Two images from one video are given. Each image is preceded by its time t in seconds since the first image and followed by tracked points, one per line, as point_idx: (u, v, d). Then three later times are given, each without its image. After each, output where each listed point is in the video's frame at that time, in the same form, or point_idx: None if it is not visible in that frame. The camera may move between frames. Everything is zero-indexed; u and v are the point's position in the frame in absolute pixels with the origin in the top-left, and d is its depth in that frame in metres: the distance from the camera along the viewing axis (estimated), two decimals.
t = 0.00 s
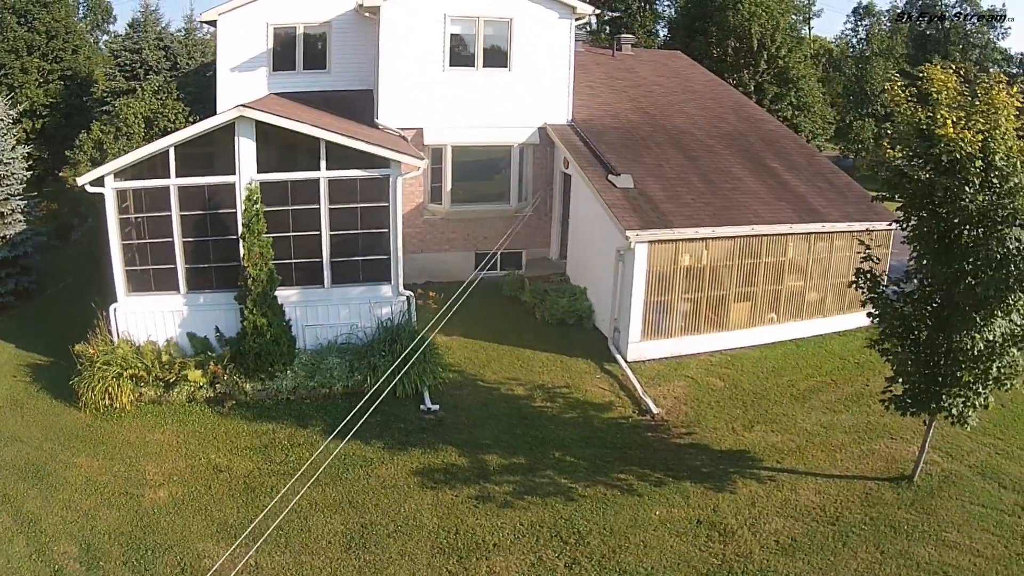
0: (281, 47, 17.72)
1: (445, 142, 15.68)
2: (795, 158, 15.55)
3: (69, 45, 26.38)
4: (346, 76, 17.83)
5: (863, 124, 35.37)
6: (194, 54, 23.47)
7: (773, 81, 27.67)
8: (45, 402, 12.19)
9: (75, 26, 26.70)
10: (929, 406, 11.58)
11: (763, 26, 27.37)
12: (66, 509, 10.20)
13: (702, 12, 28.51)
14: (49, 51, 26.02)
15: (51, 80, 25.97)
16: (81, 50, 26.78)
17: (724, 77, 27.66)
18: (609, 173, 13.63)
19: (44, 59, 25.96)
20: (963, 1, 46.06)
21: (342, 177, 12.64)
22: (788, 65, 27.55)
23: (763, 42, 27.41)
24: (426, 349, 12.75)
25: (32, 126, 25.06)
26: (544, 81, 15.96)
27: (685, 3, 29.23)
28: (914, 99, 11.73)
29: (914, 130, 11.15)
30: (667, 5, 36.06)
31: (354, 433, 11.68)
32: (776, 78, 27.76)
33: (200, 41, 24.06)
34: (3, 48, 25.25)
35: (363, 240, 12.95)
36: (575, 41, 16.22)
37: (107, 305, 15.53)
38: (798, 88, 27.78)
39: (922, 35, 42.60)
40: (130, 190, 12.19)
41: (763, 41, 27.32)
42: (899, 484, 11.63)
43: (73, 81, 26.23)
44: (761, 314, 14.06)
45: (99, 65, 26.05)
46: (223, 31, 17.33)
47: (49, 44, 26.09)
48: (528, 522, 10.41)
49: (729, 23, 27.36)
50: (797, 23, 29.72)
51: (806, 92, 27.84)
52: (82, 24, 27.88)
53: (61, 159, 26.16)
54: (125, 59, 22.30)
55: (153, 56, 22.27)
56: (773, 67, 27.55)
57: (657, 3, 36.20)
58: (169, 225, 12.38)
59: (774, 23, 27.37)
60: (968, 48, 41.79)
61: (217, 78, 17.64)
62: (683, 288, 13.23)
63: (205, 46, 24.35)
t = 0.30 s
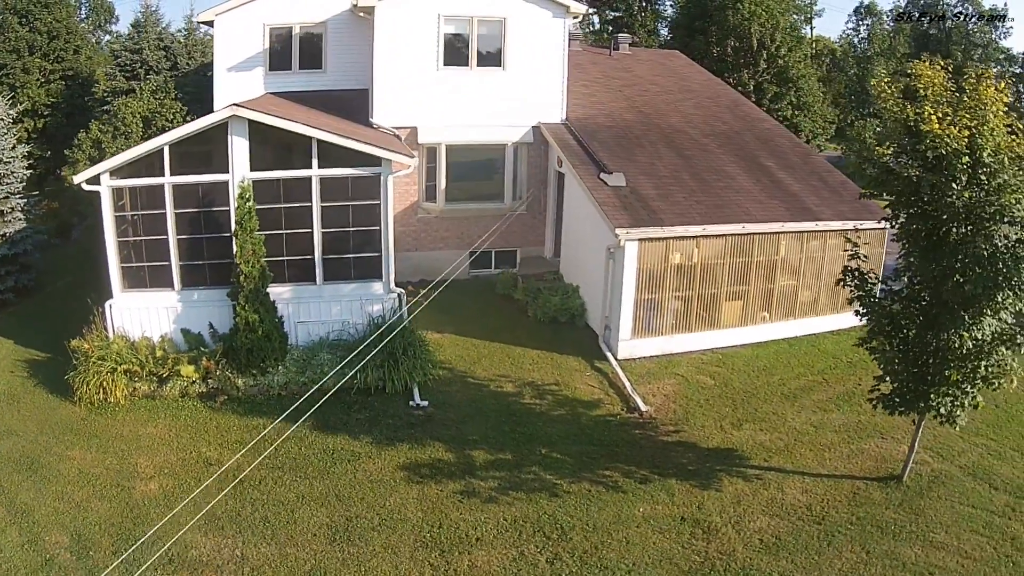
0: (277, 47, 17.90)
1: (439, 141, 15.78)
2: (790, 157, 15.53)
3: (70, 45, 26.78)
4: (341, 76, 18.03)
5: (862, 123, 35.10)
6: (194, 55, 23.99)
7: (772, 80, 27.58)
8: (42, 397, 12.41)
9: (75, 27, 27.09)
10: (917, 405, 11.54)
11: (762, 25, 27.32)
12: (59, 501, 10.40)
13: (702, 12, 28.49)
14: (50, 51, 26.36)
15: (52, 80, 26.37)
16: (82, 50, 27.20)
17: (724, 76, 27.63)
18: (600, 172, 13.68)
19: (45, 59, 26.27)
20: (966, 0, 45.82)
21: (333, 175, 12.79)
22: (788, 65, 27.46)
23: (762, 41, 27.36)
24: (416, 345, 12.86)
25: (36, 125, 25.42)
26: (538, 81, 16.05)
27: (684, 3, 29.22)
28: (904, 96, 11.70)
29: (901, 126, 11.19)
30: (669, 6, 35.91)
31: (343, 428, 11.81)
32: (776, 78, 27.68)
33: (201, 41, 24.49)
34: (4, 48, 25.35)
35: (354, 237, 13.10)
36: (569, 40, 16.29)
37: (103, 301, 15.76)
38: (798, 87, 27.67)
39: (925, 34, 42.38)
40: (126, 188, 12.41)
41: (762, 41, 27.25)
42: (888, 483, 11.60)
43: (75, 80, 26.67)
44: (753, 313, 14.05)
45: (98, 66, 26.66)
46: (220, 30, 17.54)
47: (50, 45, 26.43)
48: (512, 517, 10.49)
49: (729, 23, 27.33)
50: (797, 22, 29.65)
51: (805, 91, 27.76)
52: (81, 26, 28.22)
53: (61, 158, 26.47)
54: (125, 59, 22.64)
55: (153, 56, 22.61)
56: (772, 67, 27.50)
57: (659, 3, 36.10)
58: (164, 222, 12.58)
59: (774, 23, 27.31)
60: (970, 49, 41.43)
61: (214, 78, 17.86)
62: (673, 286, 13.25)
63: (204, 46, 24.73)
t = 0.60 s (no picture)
0: (271, 47, 18.08)
1: (432, 140, 15.92)
2: (784, 156, 15.52)
3: (71, 45, 26.68)
4: (336, 75, 18.22)
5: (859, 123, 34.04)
6: (194, 54, 23.92)
7: (770, 80, 27.52)
8: (38, 392, 12.60)
9: (76, 27, 26.98)
10: (905, 404, 11.50)
11: (761, 25, 27.25)
12: (52, 493, 10.58)
13: (701, 12, 28.44)
14: (51, 51, 26.36)
15: (53, 79, 26.39)
16: (83, 50, 27.04)
17: (722, 76, 27.58)
18: (591, 170, 13.72)
19: (46, 58, 26.27)
20: None
21: (324, 174, 12.92)
22: (786, 65, 27.36)
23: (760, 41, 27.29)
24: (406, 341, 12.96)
25: (37, 124, 25.63)
26: (531, 80, 16.13)
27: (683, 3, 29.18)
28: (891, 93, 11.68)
29: (887, 123, 11.13)
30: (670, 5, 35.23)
31: (332, 423, 11.93)
32: (773, 78, 27.62)
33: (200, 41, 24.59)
34: (5, 47, 25.44)
35: (344, 235, 13.23)
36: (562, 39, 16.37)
37: (99, 298, 16.03)
38: (795, 87, 27.55)
39: (926, 34, 41.69)
40: (121, 186, 12.60)
41: (760, 40, 27.18)
42: (876, 483, 11.57)
43: (76, 80, 26.70)
44: (744, 312, 14.06)
45: (98, 65, 26.51)
46: (215, 32, 17.79)
47: (50, 44, 26.38)
48: (495, 512, 10.58)
49: (727, 23, 27.27)
50: (797, 22, 29.56)
51: (804, 90, 27.56)
52: (82, 24, 28.15)
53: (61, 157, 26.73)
54: (126, 59, 23.14)
55: (152, 55, 22.99)
56: (770, 67, 27.44)
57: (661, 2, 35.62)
58: (158, 220, 12.76)
59: (772, 23, 27.24)
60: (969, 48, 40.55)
61: (210, 78, 18.08)
62: (663, 284, 13.28)
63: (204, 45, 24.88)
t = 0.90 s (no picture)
0: (265, 47, 18.27)
1: (424, 139, 16.03)
2: (777, 155, 15.52)
3: (70, 46, 26.96)
4: (329, 74, 18.29)
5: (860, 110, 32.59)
6: (191, 54, 24.28)
7: (767, 79, 27.42)
8: (33, 387, 12.79)
9: (76, 27, 27.28)
10: (891, 403, 11.44)
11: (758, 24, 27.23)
12: (44, 486, 10.75)
13: (698, 11, 28.46)
14: (51, 51, 26.68)
15: (52, 79, 26.66)
16: (82, 49, 27.30)
17: (719, 75, 27.58)
18: (580, 169, 13.77)
19: (46, 59, 26.60)
20: None
21: (313, 172, 13.05)
22: (783, 64, 27.24)
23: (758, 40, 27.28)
24: (394, 338, 13.06)
25: (37, 123, 25.80)
26: (524, 79, 16.23)
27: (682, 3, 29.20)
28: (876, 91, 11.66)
29: (871, 121, 11.08)
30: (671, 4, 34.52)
31: (319, 419, 12.05)
32: (770, 77, 27.52)
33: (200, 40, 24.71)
34: (5, 47, 25.78)
35: (334, 233, 13.36)
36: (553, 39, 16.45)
37: (93, 295, 16.26)
38: (793, 86, 27.23)
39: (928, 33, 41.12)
40: (114, 185, 12.78)
41: (757, 40, 27.15)
42: (863, 482, 11.54)
43: (76, 80, 26.92)
44: (733, 310, 14.07)
45: (96, 64, 26.63)
46: (209, 32, 17.99)
47: (50, 44, 26.69)
48: (478, 508, 10.66)
49: (725, 22, 27.28)
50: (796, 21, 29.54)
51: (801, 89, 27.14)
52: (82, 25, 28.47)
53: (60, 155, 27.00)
54: (124, 59, 23.40)
55: (150, 56, 23.32)
56: (767, 66, 27.37)
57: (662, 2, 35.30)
58: (150, 218, 12.93)
59: (769, 22, 27.20)
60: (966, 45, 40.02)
61: (205, 77, 18.34)
62: (651, 283, 13.32)
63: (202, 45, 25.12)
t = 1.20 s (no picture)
0: (259, 47, 18.39)
1: (415, 138, 16.12)
2: (770, 155, 15.48)
3: (70, 45, 26.72)
4: (323, 74, 18.54)
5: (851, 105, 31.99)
6: (189, 54, 24.54)
7: (764, 79, 27.09)
8: (28, 384, 12.96)
9: (76, 25, 27.04)
10: (878, 403, 11.32)
11: (756, 24, 27.23)
12: (36, 480, 10.89)
13: (696, 11, 28.48)
14: (51, 50, 26.41)
15: (52, 79, 26.43)
16: (82, 49, 27.05)
17: (717, 75, 27.55)
18: (569, 168, 13.79)
19: (46, 58, 26.37)
20: None
21: (302, 171, 13.17)
22: (779, 64, 26.94)
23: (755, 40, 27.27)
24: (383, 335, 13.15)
25: (37, 123, 25.83)
26: (515, 78, 16.30)
27: (680, 3, 29.21)
28: (862, 88, 11.55)
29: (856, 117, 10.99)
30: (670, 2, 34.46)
31: (307, 415, 12.14)
32: (767, 77, 27.21)
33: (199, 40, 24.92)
34: (4, 46, 25.53)
35: (323, 231, 13.47)
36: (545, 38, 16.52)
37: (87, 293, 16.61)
38: (790, 85, 26.68)
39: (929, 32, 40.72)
40: (107, 183, 12.93)
41: (754, 39, 27.11)
42: (850, 482, 11.47)
43: (75, 79, 26.72)
44: (723, 309, 14.04)
45: (96, 64, 26.48)
46: (204, 31, 18.09)
47: (50, 44, 26.47)
48: (460, 505, 10.70)
49: (721, 22, 27.30)
50: (794, 21, 29.42)
51: (797, 89, 26.60)
52: (81, 25, 28.33)
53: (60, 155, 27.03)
54: (123, 59, 23.67)
55: (147, 55, 23.56)
56: (764, 66, 27.19)
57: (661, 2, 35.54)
58: (142, 216, 13.07)
59: (767, 21, 27.15)
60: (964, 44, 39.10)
61: (199, 77, 18.40)
62: (638, 281, 13.34)
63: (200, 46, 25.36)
